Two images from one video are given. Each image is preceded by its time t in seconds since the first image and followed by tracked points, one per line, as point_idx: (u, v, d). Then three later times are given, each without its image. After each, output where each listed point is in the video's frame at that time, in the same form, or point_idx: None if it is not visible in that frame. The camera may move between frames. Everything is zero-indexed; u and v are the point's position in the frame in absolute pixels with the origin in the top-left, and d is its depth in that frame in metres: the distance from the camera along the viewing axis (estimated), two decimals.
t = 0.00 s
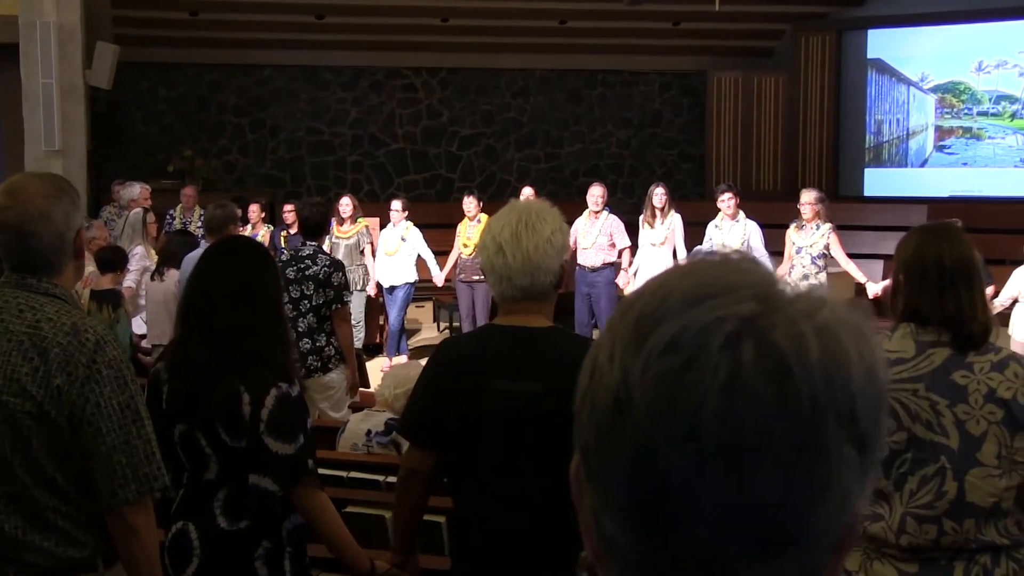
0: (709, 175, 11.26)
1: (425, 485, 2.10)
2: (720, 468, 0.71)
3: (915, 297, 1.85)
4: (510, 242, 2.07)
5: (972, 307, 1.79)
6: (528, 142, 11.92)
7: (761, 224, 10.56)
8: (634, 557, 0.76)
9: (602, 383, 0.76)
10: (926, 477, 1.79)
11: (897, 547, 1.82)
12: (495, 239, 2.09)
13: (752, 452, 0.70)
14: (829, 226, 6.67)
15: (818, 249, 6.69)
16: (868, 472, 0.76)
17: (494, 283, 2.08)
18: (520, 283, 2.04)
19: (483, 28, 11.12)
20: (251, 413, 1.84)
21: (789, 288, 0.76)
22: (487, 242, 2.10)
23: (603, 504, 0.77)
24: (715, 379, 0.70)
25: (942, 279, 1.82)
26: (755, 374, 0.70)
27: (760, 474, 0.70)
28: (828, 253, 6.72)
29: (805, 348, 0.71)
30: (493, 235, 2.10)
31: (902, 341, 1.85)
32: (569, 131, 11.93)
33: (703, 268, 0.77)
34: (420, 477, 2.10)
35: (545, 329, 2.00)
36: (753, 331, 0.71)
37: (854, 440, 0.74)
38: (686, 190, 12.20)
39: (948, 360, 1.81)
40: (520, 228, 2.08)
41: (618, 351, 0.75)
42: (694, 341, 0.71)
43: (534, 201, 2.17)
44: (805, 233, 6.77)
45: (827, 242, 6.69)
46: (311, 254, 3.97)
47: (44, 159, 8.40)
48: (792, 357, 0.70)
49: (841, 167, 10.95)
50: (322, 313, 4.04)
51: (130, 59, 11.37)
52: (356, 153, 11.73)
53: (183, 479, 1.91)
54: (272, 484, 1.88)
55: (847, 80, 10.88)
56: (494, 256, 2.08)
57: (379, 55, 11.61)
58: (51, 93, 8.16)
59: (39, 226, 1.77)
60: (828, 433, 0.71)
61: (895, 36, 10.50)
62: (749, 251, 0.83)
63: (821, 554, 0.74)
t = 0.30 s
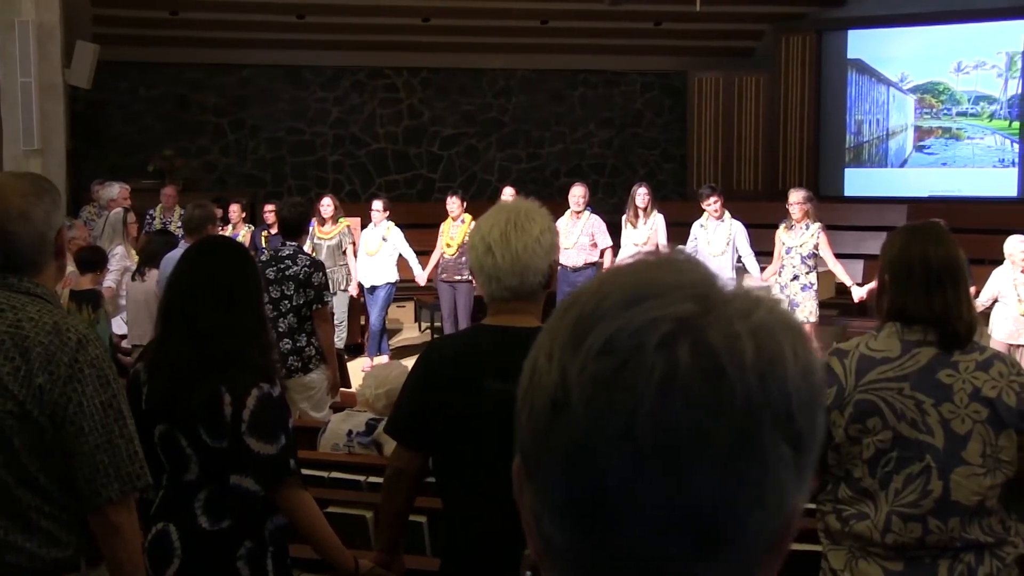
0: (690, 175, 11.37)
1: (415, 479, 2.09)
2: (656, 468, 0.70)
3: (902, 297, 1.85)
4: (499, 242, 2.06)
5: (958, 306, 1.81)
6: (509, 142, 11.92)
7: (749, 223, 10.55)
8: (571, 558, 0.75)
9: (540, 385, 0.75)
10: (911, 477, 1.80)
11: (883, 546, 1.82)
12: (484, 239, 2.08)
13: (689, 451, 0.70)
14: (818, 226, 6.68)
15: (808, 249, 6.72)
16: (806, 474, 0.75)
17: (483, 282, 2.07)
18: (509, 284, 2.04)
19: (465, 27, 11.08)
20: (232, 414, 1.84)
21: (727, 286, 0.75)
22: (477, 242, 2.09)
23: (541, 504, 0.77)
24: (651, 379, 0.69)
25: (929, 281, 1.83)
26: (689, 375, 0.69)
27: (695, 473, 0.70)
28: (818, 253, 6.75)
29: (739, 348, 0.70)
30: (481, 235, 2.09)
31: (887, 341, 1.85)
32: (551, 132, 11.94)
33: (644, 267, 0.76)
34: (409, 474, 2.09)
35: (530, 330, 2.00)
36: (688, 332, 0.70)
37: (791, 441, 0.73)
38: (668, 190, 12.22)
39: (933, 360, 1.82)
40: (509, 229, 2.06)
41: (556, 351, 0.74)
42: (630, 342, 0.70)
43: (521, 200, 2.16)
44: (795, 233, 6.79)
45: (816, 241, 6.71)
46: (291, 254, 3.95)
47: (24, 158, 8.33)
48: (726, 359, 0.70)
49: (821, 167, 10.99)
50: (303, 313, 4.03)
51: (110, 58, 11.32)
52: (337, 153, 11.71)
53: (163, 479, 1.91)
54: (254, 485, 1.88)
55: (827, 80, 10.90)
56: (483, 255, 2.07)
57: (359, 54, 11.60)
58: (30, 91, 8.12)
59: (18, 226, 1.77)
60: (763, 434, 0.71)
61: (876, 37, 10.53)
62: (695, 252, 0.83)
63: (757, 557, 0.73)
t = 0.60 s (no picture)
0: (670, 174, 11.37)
1: (398, 480, 2.08)
2: (585, 464, 0.72)
3: (886, 297, 1.87)
4: (485, 241, 2.06)
5: (940, 305, 1.83)
6: (489, 142, 11.92)
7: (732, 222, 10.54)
8: (504, 558, 0.76)
9: (472, 382, 0.77)
10: (893, 475, 1.80)
11: (864, 544, 1.82)
12: (470, 238, 2.08)
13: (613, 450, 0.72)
14: (810, 226, 6.72)
15: (800, 249, 6.75)
16: (731, 468, 0.78)
17: (467, 282, 2.08)
18: (493, 283, 2.04)
19: (445, 27, 11.07)
20: (211, 414, 1.83)
21: (655, 285, 0.78)
22: (462, 241, 2.09)
23: (474, 501, 0.78)
24: (577, 373, 0.71)
25: (913, 280, 1.86)
26: (616, 371, 0.71)
27: (624, 468, 0.72)
28: (809, 253, 6.79)
29: (664, 344, 0.72)
30: (467, 235, 2.09)
31: (870, 339, 1.86)
32: (532, 132, 11.94)
33: (573, 267, 0.78)
34: (393, 474, 2.08)
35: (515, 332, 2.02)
36: (617, 327, 0.72)
37: (716, 435, 0.76)
38: (648, 190, 12.24)
39: (916, 359, 1.82)
40: (494, 227, 2.07)
41: (487, 349, 0.76)
42: (557, 338, 0.72)
43: (504, 199, 2.16)
44: (786, 233, 6.81)
45: (807, 241, 6.74)
46: (267, 254, 3.95)
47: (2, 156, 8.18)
48: (650, 354, 0.72)
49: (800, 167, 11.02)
50: (280, 313, 4.01)
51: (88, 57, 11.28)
52: (317, 153, 11.69)
53: (140, 480, 1.89)
54: (232, 485, 1.87)
55: (806, 81, 10.94)
56: (468, 254, 2.07)
57: (340, 53, 11.58)
58: (8, 91, 8.06)
59: None
60: (689, 431, 0.73)
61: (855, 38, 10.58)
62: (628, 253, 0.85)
63: (688, 550, 0.76)
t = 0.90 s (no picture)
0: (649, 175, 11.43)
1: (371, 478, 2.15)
2: (511, 460, 0.74)
3: (866, 296, 1.88)
4: (459, 240, 2.07)
5: (920, 305, 1.84)
6: (468, 142, 11.92)
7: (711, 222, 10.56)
8: (432, 555, 0.79)
9: (399, 384, 0.81)
10: (871, 473, 1.81)
11: (843, 542, 1.83)
12: (445, 238, 2.07)
13: (535, 447, 0.74)
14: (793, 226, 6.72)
15: (784, 249, 6.75)
16: (655, 462, 0.81)
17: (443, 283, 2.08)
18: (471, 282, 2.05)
19: (425, 27, 11.04)
20: (188, 413, 1.82)
21: (579, 284, 0.80)
22: (436, 240, 2.09)
23: (401, 502, 0.80)
24: (500, 370, 0.73)
25: (893, 278, 1.87)
26: (537, 367, 0.73)
27: (552, 463, 0.74)
28: (793, 253, 6.77)
29: (586, 340, 0.75)
30: (442, 233, 2.08)
31: (849, 338, 1.87)
32: (510, 131, 11.94)
33: (500, 267, 0.82)
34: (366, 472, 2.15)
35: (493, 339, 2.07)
36: (536, 324, 0.75)
37: (638, 427, 0.79)
38: (627, 189, 12.24)
39: (893, 358, 1.83)
40: (470, 228, 2.07)
41: (412, 350, 0.80)
42: (478, 338, 0.75)
43: (483, 199, 2.17)
44: (770, 233, 6.81)
45: (791, 242, 6.74)
46: (244, 254, 3.95)
47: None
48: (571, 350, 0.74)
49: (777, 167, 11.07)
50: (256, 313, 4.01)
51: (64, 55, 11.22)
52: (296, 152, 11.65)
53: (115, 482, 1.88)
54: (209, 485, 1.86)
55: (783, 81, 10.98)
56: (442, 255, 2.08)
57: (318, 52, 11.56)
58: None
59: None
60: (611, 426, 0.76)
61: (833, 38, 10.64)
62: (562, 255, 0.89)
63: (616, 542, 0.78)
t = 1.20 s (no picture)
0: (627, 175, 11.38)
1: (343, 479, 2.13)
2: (460, 460, 0.79)
3: (839, 296, 1.89)
4: (424, 241, 2.07)
5: (893, 305, 1.85)
6: (447, 142, 11.89)
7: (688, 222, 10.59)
8: (381, 551, 0.84)
9: (347, 388, 0.86)
10: (847, 472, 1.82)
11: (818, 541, 1.84)
12: (410, 240, 2.07)
13: (484, 445, 0.78)
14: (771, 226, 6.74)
15: (761, 248, 6.77)
16: (608, 464, 0.86)
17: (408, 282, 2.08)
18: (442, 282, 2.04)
19: (402, 25, 10.99)
20: (163, 415, 1.81)
21: (529, 282, 0.84)
22: (403, 240, 2.09)
23: (350, 501, 0.85)
24: (446, 371, 0.78)
25: (865, 278, 1.88)
26: (483, 370, 0.78)
27: (501, 461, 0.79)
28: (770, 252, 6.80)
29: (532, 340, 0.79)
30: (408, 236, 2.08)
31: (823, 338, 1.87)
32: (489, 131, 11.91)
33: (450, 267, 0.86)
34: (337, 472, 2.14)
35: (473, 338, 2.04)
36: (484, 326, 0.79)
37: (589, 430, 0.83)
38: (606, 190, 12.18)
39: (867, 358, 1.84)
40: (437, 229, 2.07)
41: (361, 352, 0.85)
42: (426, 339, 0.79)
43: (453, 198, 2.16)
44: (747, 234, 6.83)
45: (768, 241, 6.76)
46: (219, 254, 3.91)
47: None
48: (517, 350, 0.78)
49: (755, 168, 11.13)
50: (233, 312, 3.99)
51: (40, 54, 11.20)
52: (273, 152, 11.62)
53: (88, 484, 1.86)
54: (184, 486, 1.85)
55: (761, 81, 11.01)
56: (409, 255, 2.07)
57: (296, 51, 11.53)
58: None
59: None
60: (561, 426, 0.80)
61: (809, 39, 10.70)
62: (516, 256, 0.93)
63: (568, 539, 0.83)
